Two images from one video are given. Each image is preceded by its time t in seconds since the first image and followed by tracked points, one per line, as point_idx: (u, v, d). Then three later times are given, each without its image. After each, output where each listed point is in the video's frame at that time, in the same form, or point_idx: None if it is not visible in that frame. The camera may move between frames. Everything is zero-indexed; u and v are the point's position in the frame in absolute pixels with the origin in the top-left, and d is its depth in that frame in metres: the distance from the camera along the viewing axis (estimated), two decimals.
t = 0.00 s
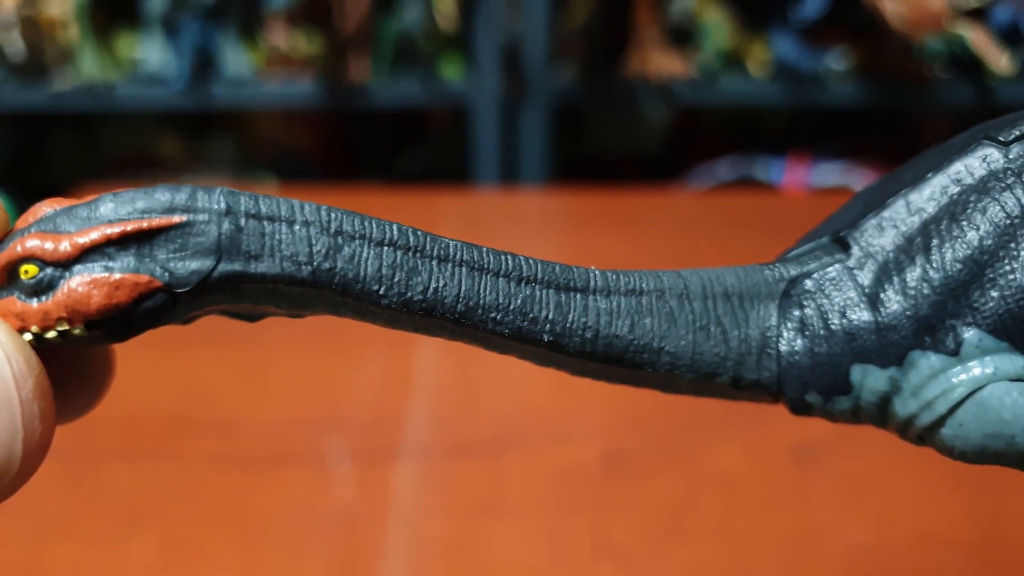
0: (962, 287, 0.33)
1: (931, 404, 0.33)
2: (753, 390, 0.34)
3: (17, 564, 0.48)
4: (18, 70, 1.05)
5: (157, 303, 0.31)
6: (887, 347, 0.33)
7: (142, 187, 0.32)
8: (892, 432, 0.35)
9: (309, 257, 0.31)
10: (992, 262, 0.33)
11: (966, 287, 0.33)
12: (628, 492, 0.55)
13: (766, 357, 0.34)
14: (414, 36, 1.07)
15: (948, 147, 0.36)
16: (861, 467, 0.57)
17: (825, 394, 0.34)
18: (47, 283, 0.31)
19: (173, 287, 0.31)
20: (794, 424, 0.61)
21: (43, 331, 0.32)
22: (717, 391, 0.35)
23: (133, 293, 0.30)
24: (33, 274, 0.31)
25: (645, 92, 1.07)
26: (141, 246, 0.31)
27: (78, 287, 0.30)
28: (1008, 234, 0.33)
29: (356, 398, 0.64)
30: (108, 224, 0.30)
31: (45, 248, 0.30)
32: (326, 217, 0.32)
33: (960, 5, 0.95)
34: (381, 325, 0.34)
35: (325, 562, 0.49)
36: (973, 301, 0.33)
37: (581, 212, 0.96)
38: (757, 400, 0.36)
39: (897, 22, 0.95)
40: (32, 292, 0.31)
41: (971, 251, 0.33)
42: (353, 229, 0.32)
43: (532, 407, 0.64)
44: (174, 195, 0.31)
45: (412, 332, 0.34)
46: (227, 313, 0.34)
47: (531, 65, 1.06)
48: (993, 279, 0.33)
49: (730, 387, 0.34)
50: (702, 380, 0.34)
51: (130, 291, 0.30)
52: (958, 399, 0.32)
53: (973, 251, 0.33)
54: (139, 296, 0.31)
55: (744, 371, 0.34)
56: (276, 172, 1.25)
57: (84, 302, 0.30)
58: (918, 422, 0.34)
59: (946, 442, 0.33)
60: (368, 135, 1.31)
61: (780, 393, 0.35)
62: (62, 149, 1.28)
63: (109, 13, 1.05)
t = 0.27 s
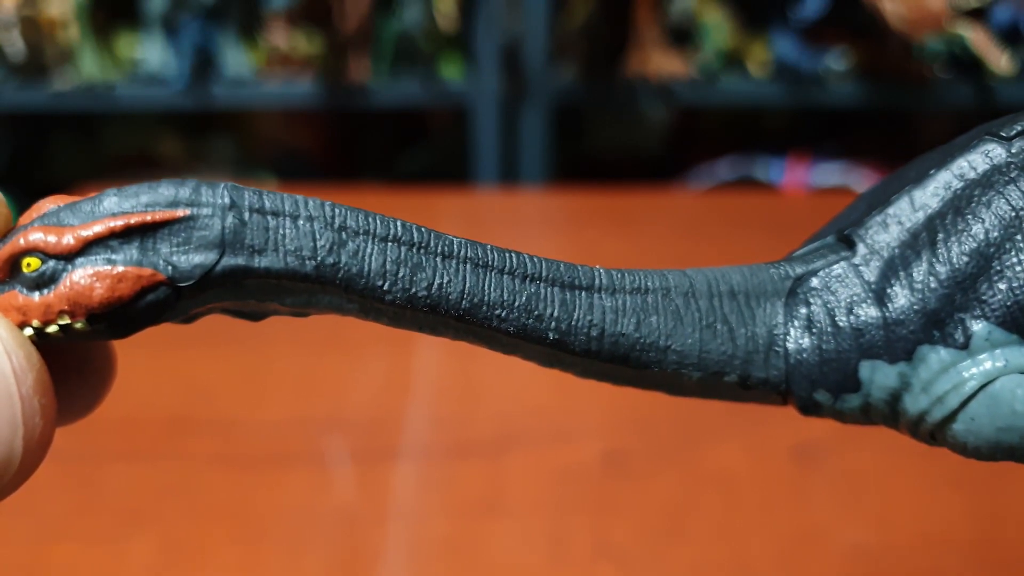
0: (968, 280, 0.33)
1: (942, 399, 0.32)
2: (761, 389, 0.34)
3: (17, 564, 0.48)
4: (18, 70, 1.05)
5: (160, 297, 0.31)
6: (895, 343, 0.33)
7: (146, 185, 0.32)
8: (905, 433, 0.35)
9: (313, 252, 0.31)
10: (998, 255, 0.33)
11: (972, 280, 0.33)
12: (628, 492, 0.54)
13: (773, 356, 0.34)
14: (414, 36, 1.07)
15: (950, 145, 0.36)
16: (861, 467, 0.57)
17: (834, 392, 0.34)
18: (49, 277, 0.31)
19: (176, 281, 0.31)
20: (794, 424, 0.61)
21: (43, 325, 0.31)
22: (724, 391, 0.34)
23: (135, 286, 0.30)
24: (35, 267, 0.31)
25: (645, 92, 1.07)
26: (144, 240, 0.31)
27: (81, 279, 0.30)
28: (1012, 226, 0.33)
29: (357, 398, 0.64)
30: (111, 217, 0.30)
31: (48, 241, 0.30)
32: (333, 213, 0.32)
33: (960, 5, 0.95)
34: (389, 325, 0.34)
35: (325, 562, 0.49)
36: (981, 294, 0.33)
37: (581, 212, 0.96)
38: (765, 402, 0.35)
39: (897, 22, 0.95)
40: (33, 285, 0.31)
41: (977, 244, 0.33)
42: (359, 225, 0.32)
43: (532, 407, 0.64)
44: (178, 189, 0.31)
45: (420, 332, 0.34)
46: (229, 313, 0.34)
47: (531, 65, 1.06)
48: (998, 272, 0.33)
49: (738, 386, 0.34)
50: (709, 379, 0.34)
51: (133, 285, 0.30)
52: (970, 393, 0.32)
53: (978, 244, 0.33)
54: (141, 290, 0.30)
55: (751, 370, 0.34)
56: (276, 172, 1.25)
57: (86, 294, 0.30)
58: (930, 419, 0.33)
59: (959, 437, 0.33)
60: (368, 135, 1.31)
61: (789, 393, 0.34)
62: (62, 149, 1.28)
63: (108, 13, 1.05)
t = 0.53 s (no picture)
0: (972, 276, 0.32)
1: (949, 396, 0.32)
2: (765, 389, 0.34)
3: (17, 564, 0.48)
4: (18, 70, 1.05)
5: (162, 293, 0.31)
6: (900, 341, 0.33)
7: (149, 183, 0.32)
8: (913, 433, 0.35)
9: (315, 250, 0.31)
10: (1001, 250, 0.32)
11: (976, 275, 0.32)
12: (628, 492, 0.54)
13: (778, 356, 0.34)
14: (414, 36, 1.07)
15: (951, 145, 0.36)
16: (861, 467, 0.57)
17: (840, 391, 0.34)
18: (51, 272, 0.31)
19: (178, 277, 0.31)
20: (794, 424, 0.61)
21: (45, 322, 0.31)
22: (729, 392, 0.34)
23: (137, 283, 0.30)
24: (37, 264, 0.30)
25: (645, 92, 1.07)
26: (146, 236, 0.31)
27: (82, 275, 0.30)
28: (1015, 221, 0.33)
29: (357, 398, 0.64)
30: (114, 214, 0.30)
31: (51, 238, 0.30)
32: (336, 212, 0.32)
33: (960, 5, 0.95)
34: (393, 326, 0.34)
35: (325, 562, 0.49)
36: (985, 290, 0.32)
37: (581, 212, 0.96)
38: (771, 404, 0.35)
39: (897, 23, 0.95)
40: (36, 282, 0.31)
41: (979, 240, 0.33)
42: (361, 224, 0.32)
43: (532, 407, 0.64)
44: (180, 187, 0.31)
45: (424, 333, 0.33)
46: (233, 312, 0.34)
47: (531, 65, 1.06)
48: (1002, 267, 0.32)
49: (742, 386, 0.34)
50: (713, 380, 0.34)
51: (134, 281, 0.30)
52: (976, 388, 0.32)
53: (981, 240, 0.33)
54: (143, 286, 0.30)
55: (756, 370, 0.34)
56: (276, 172, 1.25)
57: (88, 290, 0.30)
58: (937, 417, 0.33)
59: (968, 435, 0.32)
60: (368, 135, 1.31)
61: (795, 394, 0.34)
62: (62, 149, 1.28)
63: (108, 13, 1.05)
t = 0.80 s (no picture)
0: (967, 273, 0.32)
1: (949, 393, 0.32)
2: (764, 390, 0.34)
3: (17, 564, 0.48)
4: (18, 70, 1.05)
5: (156, 288, 0.31)
6: (898, 339, 0.33)
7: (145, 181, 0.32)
8: (915, 433, 0.35)
9: (310, 247, 0.31)
10: (997, 246, 0.32)
11: (971, 271, 0.32)
12: (628, 492, 0.54)
13: (775, 356, 0.34)
14: (414, 36, 1.07)
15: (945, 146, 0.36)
16: (861, 467, 0.57)
17: (839, 391, 0.34)
18: (45, 267, 0.30)
19: (172, 273, 0.31)
20: (794, 424, 0.61)
21: (38, 317, 0.31)
22: (727, 393, 0.34)
23: (131, 277, 0.30)
24: (31, 258, 0.30)
25: (645, 92, 1.07)
26: (141, 232, 0.30)
27: (77, 269, 0.30)
28: (1010, 217, 0.32)
29: (356, 398, 0.64)
30: (110, 209, 0.30)
31: (46, 232, 0.30)
32: (331, 211, 0.32)
33: (960, 5, 0.95)
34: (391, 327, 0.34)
35: (325, 562, 0.49)
36: (982, 286, 0.32)
37: (581, 212, 0.96)
38: (770, 405, 0.35)
39: (897, 22, 0.95)
40: (30, 276, 0.31)
41: (975, 236, 0.33)
42: (357, 223, 0.32)
43: (532, 407, 0.64)
44: (176, 183, 0.31)
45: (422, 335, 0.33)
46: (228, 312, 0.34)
47: (531, 65, 1.06)
48: (998, 262, 0.32)
49: (741, 387, 0.34)
50: (711, 381, 0.34)
51: (128, 276, 0.30)
52: (976, 385, 0.31)
53: (977, 236, 0.33)
54: (137, 282, 0.30)
55: (753, 371, 0.34)
56: (276, 172, 1.25)
57: (82, 284, 0.30)
58: (938, 415, 0.33)
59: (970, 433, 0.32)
60: (368, 136, 1.32)
61: (794, 394, 0.34)
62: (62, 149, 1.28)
63: (108, 13, 1.05)
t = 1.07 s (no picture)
0: (968, 267, 0.32)
1: (955, 388, 0.32)
2: (768, 390, 0.34)
3: (17, 564, 0.48)
4: (18, 70, 1.05)
5: (153, 283, 0.31)
6: (901, 335, 0.33)
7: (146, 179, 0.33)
8: (923, 432, 0.34)
9: (310, 244, 0.31)
10: (998, 240, 0.32)
11: (972, 266, 0.32)
12: (628, 492, 0.54)
13: (778, 356, 0.34)
14: (414, 36, 1.07)
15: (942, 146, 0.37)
16: (861, 467, 0.57)
17: (844, 390, 0.34)
18: (44, 261, 0.31)
19: (170, 268, 0.31)
20: (794, 424, 0.61)
21: (36, 312, 0.31)
22: (731, 395, 0.34)
23: (129, 272, 0.30)
24: (30, 253, 0.31)
25: (645, 92, 1.07)
26: (139, 227, 0.31)
27: (75, 263, 0.30)
28: (1009, 212, 0.33)
29: (357, 398, 0.64)
30: (109, 204, 0.30)
31: (46, 227, 0.30)
32: (331, 209, 0.32)
33: (960, 6, 0.95)
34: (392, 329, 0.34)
35: (325, 562, 0.49)
36: (984, 280, 0.32)
37: (581, 212, 0.96)
38: (774, 407, 0.35)
39: (897, 22, 0.95)
40: (28, 270, 0.31)
41: (975, 231, 0.33)
42: (357, 222, 0.32)
43: (532, 407, 0.64)
44: (176, 180, 0.31)
45: (424, 336, 0.33)
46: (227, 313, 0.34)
47: (531, 65, 1.07)
48: (999, 256, 0.32)
49: (744, 387, 0.34)
50: (715, 381, 0.34)
51: (126, 270, 0.30)
52: (983, 378, 0.31)
53: (977, 231, 0.33)
54: (135, 276, 0.30)
55: (757, 370, 0.34)
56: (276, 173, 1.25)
57: (80, 278, 0.30)
58: (947, 411, 0.32)
59: (979, 429, 0.32)
60: (369, 136, 1.32)
61: (798, 395, 0.34)
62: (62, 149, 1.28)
63: (108, 13, 1.05)
